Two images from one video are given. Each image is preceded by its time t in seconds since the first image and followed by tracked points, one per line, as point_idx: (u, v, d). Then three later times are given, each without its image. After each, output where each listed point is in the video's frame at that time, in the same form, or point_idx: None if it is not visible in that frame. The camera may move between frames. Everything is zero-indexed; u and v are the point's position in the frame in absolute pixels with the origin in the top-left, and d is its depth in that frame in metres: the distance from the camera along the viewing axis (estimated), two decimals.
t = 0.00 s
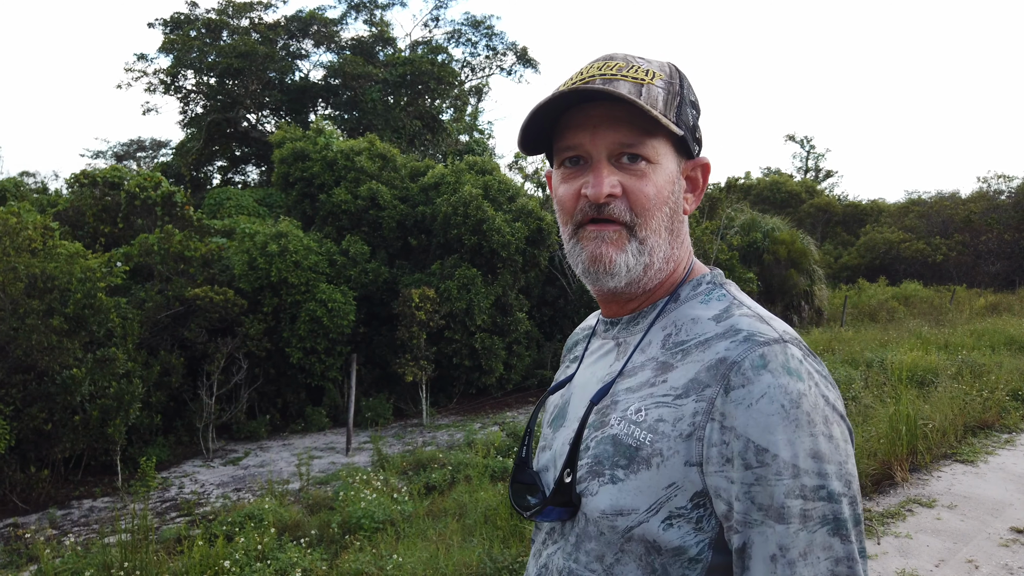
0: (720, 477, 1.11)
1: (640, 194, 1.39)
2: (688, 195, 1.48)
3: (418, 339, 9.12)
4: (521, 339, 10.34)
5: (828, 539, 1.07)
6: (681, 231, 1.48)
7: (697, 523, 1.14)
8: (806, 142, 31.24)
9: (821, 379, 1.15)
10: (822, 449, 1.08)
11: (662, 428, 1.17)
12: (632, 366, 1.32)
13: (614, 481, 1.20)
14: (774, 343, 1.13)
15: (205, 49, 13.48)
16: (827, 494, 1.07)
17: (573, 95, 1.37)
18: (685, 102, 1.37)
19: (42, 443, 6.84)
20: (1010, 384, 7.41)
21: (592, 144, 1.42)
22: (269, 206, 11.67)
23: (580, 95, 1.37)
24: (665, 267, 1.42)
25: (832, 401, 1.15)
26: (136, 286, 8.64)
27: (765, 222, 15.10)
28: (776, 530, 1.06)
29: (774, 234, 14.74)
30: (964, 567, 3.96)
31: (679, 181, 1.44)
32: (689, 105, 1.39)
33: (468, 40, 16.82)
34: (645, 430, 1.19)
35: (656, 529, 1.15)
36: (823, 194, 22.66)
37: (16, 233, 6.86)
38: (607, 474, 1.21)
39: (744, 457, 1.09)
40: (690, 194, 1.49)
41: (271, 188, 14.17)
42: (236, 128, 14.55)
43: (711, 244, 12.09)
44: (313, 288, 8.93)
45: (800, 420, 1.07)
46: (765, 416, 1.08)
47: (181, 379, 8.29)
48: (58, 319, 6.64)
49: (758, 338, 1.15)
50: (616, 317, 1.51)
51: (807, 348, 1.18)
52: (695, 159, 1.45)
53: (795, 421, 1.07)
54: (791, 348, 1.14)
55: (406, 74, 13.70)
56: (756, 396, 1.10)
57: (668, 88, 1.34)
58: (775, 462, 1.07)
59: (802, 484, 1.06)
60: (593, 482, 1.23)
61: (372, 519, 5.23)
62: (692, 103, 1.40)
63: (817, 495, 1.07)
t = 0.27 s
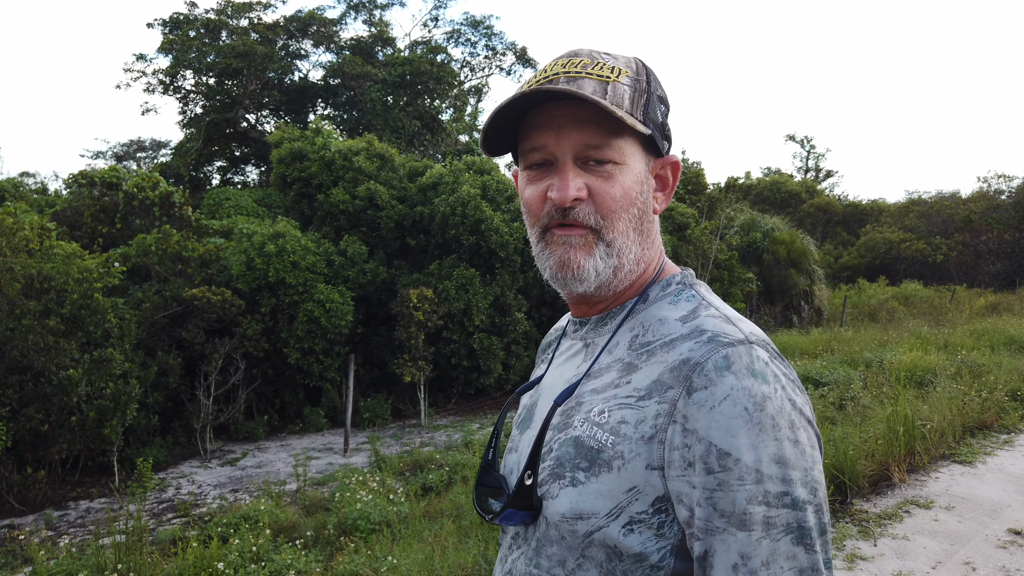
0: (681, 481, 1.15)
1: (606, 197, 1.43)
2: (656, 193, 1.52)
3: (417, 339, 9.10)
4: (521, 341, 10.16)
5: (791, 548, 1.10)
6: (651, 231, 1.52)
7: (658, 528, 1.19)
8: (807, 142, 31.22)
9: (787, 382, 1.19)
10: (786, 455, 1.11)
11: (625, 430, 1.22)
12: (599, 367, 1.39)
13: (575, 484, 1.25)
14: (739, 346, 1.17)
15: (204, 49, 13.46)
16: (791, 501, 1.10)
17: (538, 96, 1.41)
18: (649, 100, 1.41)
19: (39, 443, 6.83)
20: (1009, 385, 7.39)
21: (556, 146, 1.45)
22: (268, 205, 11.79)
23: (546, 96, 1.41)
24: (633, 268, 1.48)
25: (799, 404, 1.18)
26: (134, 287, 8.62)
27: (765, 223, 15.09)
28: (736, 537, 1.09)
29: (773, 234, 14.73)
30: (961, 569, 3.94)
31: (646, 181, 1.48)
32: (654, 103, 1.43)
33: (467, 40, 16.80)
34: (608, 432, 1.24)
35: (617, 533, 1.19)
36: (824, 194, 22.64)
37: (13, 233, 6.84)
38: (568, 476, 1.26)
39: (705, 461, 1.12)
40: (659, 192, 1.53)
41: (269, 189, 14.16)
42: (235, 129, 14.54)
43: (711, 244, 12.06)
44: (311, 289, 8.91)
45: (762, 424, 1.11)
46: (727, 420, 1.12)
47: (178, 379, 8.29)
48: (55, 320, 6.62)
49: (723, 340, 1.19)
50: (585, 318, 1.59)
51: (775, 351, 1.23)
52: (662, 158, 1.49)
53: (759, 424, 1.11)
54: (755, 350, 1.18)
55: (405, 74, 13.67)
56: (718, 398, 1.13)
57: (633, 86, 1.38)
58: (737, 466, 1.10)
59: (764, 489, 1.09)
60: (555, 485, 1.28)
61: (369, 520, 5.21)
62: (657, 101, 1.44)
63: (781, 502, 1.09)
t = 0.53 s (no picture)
0: (665, 480, 1.14)
1: (595, 189, 1.43)
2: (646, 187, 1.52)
3: (417, 339, 9.09)
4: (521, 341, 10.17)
5: (775, 552, 1.09)
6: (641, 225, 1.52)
7: (644, 529, 1.19)
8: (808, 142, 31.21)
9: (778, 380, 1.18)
10: (773, 456, 1.10)
11: (611, 427, 1.21)
12: (588, 364, 1.38)
13: (559, 483, 1.24)
14: (728, 343, 1.16)
15: (204, 49, 13.44)
16: (776, 503, 1.09)
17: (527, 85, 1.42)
18: (640, 92, 1.41)
19: (39, 443, 6.81)
20: (1011, 385, 7.36)
21: (545, 137, 1.46)
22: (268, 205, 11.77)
23: (535, 84, 1.42)
24: (622, 263, 1.48)
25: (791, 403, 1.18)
26: (133, 287, 8.60)
27: (766, 223, 15.06)
28: (719, 538, 1.08)
29: (774, 234, 14.71)
30: (963, 570, 3.91)
31: (637, 174, 1.49)
32: (646, 95, 1.43)
33: (468, 40, 16.79)
34: (594, 430, 1.23)
35: (601, 534, 1.19)
36: (825, 194, 22.61)
37: (12, 233, 6.94)
38: (553, 474, 1.25)
39: (690, 460, 1.11)
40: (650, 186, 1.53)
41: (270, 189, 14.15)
42: (236, 129, 14.53)
43: (712, 244, 12.02)
44: (311, 289, 8.89)
45: (749, 423, 1.10)
46: (712, 418, 1.11)
47: (178, 380, 8.27)
48: (54, 319, 6.61)
49: (714, 337, 1.18)
50: (575, 313, 1.59)
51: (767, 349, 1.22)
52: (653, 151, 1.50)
53: (746, 424, 1.10)
54: (746, 348, 1.16)
55: (406, 74, 13.66)
56: (704, 395, 1.13)
57: (624, 79, 1.38)
58: (722, 466, 1.09)
59: (749, 490, 1.08)
60: (539, 484, 1.27)
61: (368, 521, 5.20)
62: (650, 94, 1.44)
63: (765, 504, 1.09)
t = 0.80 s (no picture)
0: (671, 478, 1.13)
1: (600, 180, 1.42)
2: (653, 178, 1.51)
3: (421, 339, 9.09)
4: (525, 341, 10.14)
5: (781, 550, 1.08)
6: (648, 217, 1.51)
7: (651, 527, 1.17)
8: (813, 143, 31.16)
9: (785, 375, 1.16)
10: (781, 454, 1.08)
11: (617, 424, 1.20)
12: (593, 361, 1.37)
13: (564, 480, 1.22)
14: (734, 338, 1.15)
15: (209, 49, 13.46)
16: (783, 501, 1.07)
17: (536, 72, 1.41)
18: (648, 81, 1.39)
19: (43, 442, 6.82)
20: (1018, 386, 7.32)
21: (552, 127, 1.45)
22: (273, 205, 11.71)
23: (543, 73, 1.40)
24: (627, 255, 1.47)
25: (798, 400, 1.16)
26: (138, 286, 8.61)
27: (771, 223, 15.02)
28: (726, 536, 1.07)
29: (779, 235, 14.68)
30: (971, 572, 3.87)
31: (644, 166, 1.47)
32: (654, 87, 1.42)
33: (472, 40, 16.79)
34: (600, 427, 1.22)
35: (607, 532, 1.17)
36: (830, 194, 22.56)
37: (18, 233, 6.85)
38: (557, 472, 1.24)
39: (695, 458, 1.10)
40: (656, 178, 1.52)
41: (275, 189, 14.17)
42: (241, 128, 14.56)
43: (717, 244, 11.98)
44: (315, 288, 8.90)
45: (757, 420, 1.08)
46: (720, 414, 1.10)
47: (182, 379, 8.28)
48: (59, 319, 6.62)
49: (721, 332, 1.16)
50: (579, 308, 1.58)
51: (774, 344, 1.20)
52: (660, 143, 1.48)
53: (752, 422, 1.08)
54: (753, 343, 1.15)
55: (411, 74, 13.66)
56: (712, 392, 1.11)
57: (632, 69, 1.37)
58: (731, 463, 1.07)
59: (756, 489, 1.07)
60: (545, 481, 1.26)
61: (372, 520, 5.18)
62: (657, 87, 1.43)
63: (772, 502, 1.07)
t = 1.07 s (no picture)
0: (682, 484, 1.11)
1: (608, 183, 1.41)
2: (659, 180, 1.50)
3: (425, 339, 9.08)
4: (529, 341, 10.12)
5: (794, 556, 1.06)
6: (655, 220, 1.50)
7: (661, 533, 1.16)
8: (819, 143, 31.06)
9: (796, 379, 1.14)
10: (793, 459, 1.07)
11: (626, 429, 1.18)
12: (600, 364, 1.36)
13: (573, 485, 1.21)
14: (745, 342, 1.13)
15: (214, 49, 13.49)
16: (795, 507, 1.06)
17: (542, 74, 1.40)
18: (656, 82, 1.38)
19: (49, 442, 6.84)
20: None
21: (558, 129, 1.44)
22: (278, 205, 11.73)
23: (550, 74, 1.39)
24: (635, 258, 1.45)
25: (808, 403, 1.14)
26: (143, 286, 8.62)
27: (776, 223, 14.97)
28: (737, 542, 1.06)
29: (784, 235, 14.64)
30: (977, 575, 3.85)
31: (652, 168, 1.46)
32: (662, 88, 1.41)
33: (477, 41, 16.77)
34: (608, 432, 1.20)
35: (618, 538, 1.16)
36: (836, 194, 22.48)
37: (23, 233, 6.88)
38: (566, 478, 1.23)
39: (706, 463, 1.08)
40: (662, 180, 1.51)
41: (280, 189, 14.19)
42: (245, 129, 14.58)
43: (722, 245, 11.95)
44: (319, 288, 8.90)
45: (768, 426, 1.07)
46: (730, 419, 1.08)
47: (187, 379, 8.30)
48: (63, 319, 6.64)
49: (731, 336, 1.15)
50: (585, 311, 1.56)
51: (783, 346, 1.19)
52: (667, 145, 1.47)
53: (764, 426, 1.07)
54: (763, 347, 1.13)
55: (415, 75, 13.66)
56: (722, 397, 1.09)
57: (639, 70, 1.35)
58: (741, 469, 1.06)
59: (768, 494, 1.05)
60: (553, 486, 1.25)
61: (375, 521, 5.18)
62: (664, 88, 1.42)
63: (785, 508, 1.06)
